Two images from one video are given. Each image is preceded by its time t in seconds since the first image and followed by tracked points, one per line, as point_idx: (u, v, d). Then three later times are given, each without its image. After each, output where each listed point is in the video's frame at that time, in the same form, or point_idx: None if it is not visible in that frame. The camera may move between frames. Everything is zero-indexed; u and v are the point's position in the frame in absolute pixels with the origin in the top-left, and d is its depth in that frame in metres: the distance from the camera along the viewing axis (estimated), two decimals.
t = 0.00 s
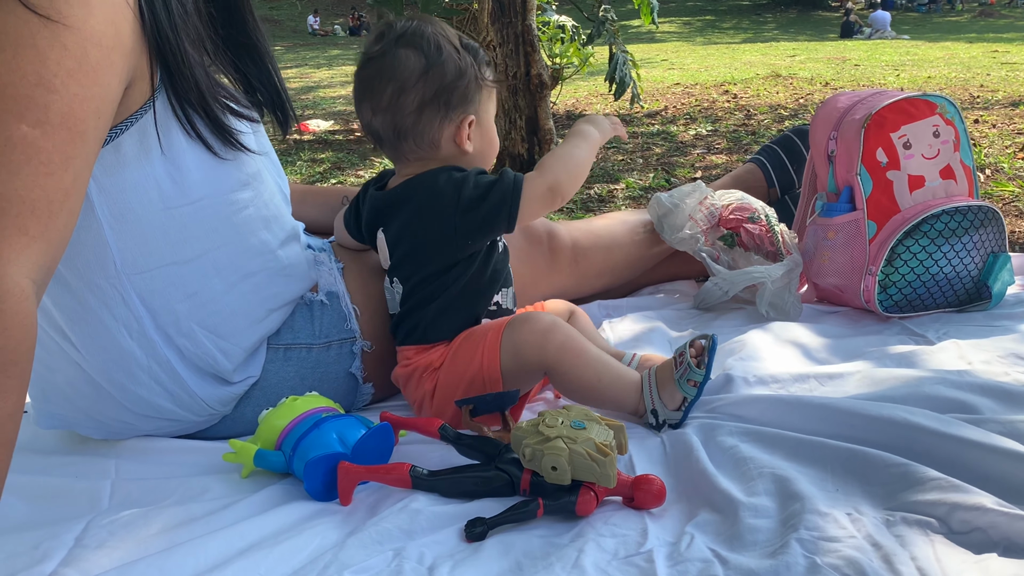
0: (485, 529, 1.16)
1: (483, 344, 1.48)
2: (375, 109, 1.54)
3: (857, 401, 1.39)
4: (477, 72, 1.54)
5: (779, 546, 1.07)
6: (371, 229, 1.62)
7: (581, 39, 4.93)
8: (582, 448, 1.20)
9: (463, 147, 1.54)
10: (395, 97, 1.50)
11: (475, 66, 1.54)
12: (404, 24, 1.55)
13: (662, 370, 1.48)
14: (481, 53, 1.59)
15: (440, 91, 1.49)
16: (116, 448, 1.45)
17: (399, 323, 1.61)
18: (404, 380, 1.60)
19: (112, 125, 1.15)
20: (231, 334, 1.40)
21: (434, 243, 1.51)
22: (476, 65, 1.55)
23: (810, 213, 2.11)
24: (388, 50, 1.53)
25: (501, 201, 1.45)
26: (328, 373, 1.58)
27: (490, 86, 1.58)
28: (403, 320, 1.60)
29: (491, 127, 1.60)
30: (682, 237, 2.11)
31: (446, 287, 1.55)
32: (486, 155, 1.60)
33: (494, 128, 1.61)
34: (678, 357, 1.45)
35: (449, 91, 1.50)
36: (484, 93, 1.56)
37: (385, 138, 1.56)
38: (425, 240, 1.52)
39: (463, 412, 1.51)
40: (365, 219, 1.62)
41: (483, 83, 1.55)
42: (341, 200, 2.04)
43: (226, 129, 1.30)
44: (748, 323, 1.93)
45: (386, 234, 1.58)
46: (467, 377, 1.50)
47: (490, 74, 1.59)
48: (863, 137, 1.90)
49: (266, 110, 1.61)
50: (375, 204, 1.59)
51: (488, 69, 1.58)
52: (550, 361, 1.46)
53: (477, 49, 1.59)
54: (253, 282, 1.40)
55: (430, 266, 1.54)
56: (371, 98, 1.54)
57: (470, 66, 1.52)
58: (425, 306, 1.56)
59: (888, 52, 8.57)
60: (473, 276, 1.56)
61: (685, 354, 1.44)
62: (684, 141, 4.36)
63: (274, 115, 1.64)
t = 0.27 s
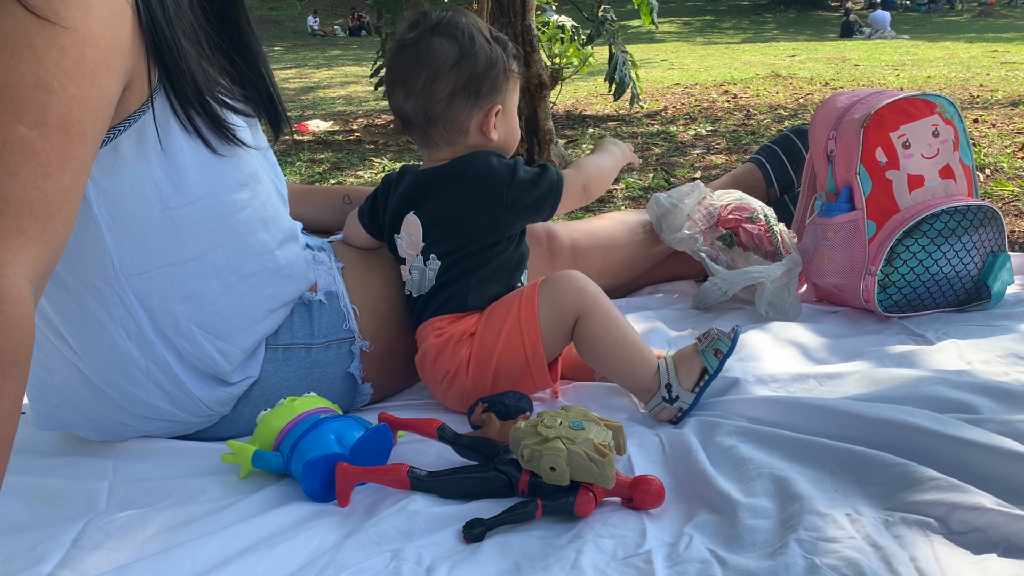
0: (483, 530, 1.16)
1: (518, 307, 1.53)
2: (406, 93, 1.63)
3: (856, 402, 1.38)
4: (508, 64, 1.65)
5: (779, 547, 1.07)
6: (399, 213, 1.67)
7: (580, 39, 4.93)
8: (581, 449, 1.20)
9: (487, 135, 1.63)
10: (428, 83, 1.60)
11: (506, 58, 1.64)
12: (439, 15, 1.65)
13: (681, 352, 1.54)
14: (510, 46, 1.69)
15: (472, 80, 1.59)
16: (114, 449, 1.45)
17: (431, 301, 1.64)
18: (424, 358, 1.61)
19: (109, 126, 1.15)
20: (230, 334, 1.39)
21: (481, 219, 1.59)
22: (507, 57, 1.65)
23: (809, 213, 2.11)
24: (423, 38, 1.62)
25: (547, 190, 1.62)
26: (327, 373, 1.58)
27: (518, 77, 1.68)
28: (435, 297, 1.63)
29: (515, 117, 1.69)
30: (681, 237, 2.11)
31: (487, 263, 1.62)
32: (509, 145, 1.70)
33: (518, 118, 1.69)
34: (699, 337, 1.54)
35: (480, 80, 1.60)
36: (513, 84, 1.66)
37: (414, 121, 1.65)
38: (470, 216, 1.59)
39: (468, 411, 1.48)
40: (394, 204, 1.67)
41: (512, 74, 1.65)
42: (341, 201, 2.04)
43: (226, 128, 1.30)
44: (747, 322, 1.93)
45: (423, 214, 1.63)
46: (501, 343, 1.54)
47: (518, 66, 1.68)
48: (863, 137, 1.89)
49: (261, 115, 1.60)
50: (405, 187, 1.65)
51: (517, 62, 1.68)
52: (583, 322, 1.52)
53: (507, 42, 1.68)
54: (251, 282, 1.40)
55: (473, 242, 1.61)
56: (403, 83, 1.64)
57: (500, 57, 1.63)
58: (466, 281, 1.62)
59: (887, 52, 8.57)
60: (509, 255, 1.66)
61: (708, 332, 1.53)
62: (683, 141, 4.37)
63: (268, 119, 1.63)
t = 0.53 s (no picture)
0: (482, 531, 1.17)
1: (576, 285, 1.61)
2: (428, 89, 1.71)
3: (853, 405, 1.39)
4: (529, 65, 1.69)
5: (775, 548, 1.08)
6: (429, 203, 1.69)
7: (579, 40, 4.94)
8: (579, 450, 1.21)
9: (504, 134, 1.69)
10: (448, 80, 1.67)
11: (525, 60, 1.68)
12: (462, 15, 1.71)
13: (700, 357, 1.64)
14: (532, 47, 1.73)
15: (491, 80, 1.65)
16: (114, 451, 1.46)
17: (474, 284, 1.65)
18: (469, 334, 1.63)
19: (102, 131, 1.16)
20: (229, 337, 1.40)
21: (521, 204, 1.66)
22: (527, 58, 1.69)
23: (807, 215, 2.11)
24: (445, 37, 1.69)
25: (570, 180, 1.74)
26: (327, 376, 1.59)
27: (538, 77, 1.72)
28: (481, 278, 1.65)
29: (534, 113, 1.74)
30: (680, 240, 2.11)
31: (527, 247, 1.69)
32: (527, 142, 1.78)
33: (535, 115, 1.75)
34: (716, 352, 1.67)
35: (498, 82, 1.65)
36: (534, 85, 1.71)
37: (435, 116, 1.73)
38: (512, 201, 1.66)
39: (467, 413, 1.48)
40: (423, 195, 1.70)
41: (532, 75, 1.70)
42: (341, 204, 2.05)
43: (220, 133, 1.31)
44: (745, 325, 1.93)
45: (461, 201, 1.66)
46: (557, 319, 1.61)
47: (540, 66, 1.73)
48: (859, 139, 1.90)
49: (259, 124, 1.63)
50: (433, 179, 1.69)
51: (538, 63, 1.72)
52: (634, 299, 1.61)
53: (529, 42, 1.72)
54: (249, 285, 1.40)
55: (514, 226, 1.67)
56: (426, 79, 1.71)
57: (521, 59, 1.67)
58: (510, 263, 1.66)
59: (886, 53, 8.58)
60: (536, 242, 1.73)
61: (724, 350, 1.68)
62: (682, 142, 4.37)
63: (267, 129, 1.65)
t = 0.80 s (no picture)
0: (479, 537, 1.17)
1: (581, 286, 1.62)
2: (434, 100, 1.69)
3: (850, 410, 1.39)
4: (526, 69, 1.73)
5: (772, 553, 1.08)
6: (434, 204, 1.69)
7: (577, 42, 4.94)
8: (576, 455, 1.20)
9: (510, 136, 1.71)
10: (457, 92, 1.66)
11: (524, 64, 1.72)
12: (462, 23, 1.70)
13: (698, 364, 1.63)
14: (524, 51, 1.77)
15: (498, 88, 1.67)
16: (111, 455, 1.46)
17: (482, 283, 1.66)
18: (474, 336, 1.63)
19: (101, 135, 1.16)
20: (227, 341, 1.40)
21: (526, 203, 1.69)
22: (525, 62, 1.73)
23: (805, 219, 2.12)
24: (447, 48, 1.68)
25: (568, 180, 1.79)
26: (324, 380, 1.59)
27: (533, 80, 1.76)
28: (492, 275, 1.66)
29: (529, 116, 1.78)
30: (677, 243, 2.12)
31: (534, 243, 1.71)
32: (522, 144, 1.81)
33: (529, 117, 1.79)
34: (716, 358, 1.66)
35: (505, 87, 1.67)
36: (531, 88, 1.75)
37: (440, 126, 1.71)
38: (518, 201, 1.68)
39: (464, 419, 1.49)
40: (427, 196, 1.70)
41: (530, 79, 1.73)
42: (339, 208, 2.05)
43: (216, 136, 1.31)
44: (743, 328, 1.94)
45: (466, 203, 1.67)
46: (563, 320, 1.61)
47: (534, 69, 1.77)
48: (857, 142, 1.90)
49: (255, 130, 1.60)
50: (435, 180, 1.70)
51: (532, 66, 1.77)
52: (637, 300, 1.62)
53: (521, 46, 1.76)
54: (246, 289, 1.40)
55: (520, 225, 1.69)
56: (430, 91, 1.69)
57: (520, 62, 1.70)
58: (518, 261, 1.68)
59: (884, 55, 8.59)
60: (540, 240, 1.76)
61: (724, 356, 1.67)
62: (680, 144, 4.38)
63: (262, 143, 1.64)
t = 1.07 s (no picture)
0: (474, 538, 1.17)
1: (587, 284, 1.63)
2: (449, 123, 1.69)
3: (846, 410, 1.40)
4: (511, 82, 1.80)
5: (767, 554, 1.08)
6: (437, 203, 1.71)
7: (575, 43, 4.94)
8: (572, 456, 1.20)
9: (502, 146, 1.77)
10: (474, 114, 1.68)
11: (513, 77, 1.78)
12: (465, 43, 1.71)
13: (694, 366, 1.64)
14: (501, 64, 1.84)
15: (504, 106, 1.72)
16: (107, 455, 1.46)
17: (487, 275, 1.66)
18: (481, 333, 1.62)
19: (95, 136, 1.16)
20: (223, 342, 1.40)
21: (525, 203, 1.75)
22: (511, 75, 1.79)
23: (802, 220, 2.12)
24: (458, 71, 1.68)
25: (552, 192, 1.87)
26: (321, 380, 1.59)
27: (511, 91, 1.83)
28: (497, 267, 1.67)
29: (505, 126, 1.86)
30: (674, 244, 2.11)
31: (534, 241, 1.74)
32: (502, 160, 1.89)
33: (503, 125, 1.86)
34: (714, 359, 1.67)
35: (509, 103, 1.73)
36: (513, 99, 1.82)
37: (450, 146, 1.71)
38: (518, 199, 1.74)
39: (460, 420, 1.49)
40: (429, 196, 1.72)
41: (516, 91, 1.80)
42: (336, 210, 2.05)
43: (212, 138, 1.30)
44: (739, 329, 1.94)
45: (471, 198, 1.69)
46: (568, 317, 1.62)
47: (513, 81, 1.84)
48: (854, 144, 1.90)
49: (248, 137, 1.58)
50: (436, 182, 1.72)
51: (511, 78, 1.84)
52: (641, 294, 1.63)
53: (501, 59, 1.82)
54: (242, 290, 1.40)
55: (521, 222, 1.73)
56: (444, 115, 1.68)
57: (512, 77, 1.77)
58: (521, 255, 1.70)
59: (882, 56, 8.59)
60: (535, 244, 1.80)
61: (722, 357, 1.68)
62: (678, 144, 4.38)
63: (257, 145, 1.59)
